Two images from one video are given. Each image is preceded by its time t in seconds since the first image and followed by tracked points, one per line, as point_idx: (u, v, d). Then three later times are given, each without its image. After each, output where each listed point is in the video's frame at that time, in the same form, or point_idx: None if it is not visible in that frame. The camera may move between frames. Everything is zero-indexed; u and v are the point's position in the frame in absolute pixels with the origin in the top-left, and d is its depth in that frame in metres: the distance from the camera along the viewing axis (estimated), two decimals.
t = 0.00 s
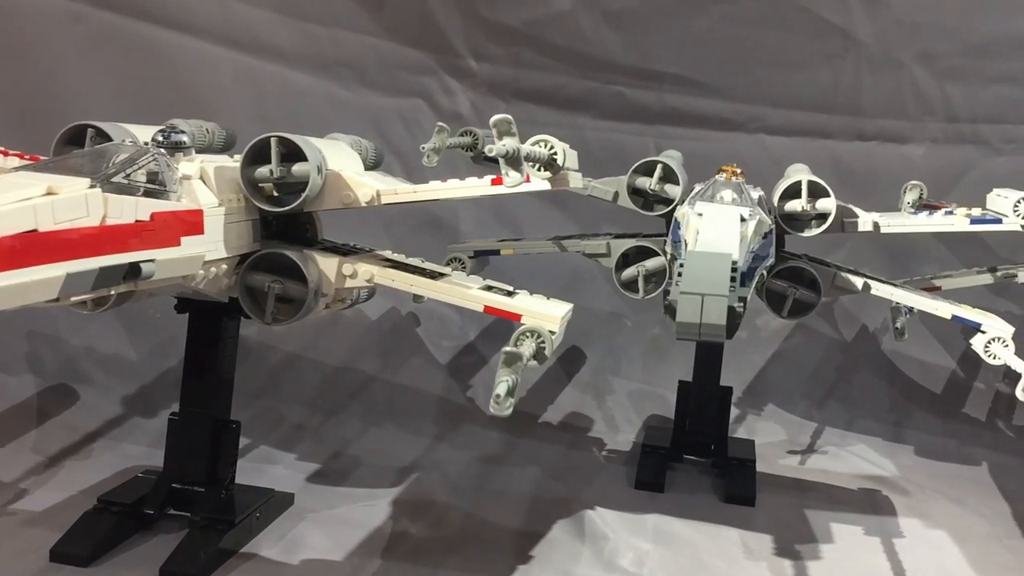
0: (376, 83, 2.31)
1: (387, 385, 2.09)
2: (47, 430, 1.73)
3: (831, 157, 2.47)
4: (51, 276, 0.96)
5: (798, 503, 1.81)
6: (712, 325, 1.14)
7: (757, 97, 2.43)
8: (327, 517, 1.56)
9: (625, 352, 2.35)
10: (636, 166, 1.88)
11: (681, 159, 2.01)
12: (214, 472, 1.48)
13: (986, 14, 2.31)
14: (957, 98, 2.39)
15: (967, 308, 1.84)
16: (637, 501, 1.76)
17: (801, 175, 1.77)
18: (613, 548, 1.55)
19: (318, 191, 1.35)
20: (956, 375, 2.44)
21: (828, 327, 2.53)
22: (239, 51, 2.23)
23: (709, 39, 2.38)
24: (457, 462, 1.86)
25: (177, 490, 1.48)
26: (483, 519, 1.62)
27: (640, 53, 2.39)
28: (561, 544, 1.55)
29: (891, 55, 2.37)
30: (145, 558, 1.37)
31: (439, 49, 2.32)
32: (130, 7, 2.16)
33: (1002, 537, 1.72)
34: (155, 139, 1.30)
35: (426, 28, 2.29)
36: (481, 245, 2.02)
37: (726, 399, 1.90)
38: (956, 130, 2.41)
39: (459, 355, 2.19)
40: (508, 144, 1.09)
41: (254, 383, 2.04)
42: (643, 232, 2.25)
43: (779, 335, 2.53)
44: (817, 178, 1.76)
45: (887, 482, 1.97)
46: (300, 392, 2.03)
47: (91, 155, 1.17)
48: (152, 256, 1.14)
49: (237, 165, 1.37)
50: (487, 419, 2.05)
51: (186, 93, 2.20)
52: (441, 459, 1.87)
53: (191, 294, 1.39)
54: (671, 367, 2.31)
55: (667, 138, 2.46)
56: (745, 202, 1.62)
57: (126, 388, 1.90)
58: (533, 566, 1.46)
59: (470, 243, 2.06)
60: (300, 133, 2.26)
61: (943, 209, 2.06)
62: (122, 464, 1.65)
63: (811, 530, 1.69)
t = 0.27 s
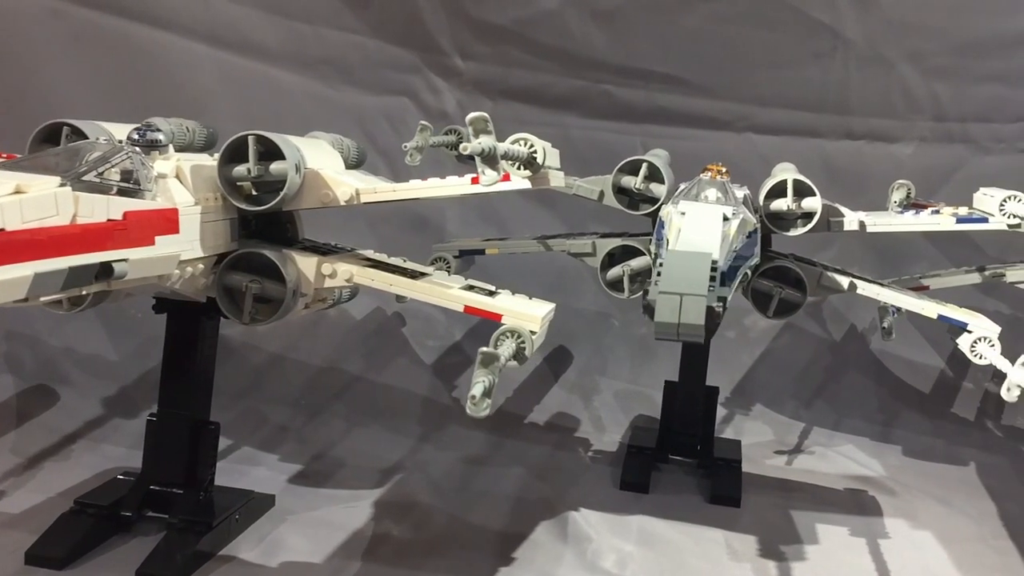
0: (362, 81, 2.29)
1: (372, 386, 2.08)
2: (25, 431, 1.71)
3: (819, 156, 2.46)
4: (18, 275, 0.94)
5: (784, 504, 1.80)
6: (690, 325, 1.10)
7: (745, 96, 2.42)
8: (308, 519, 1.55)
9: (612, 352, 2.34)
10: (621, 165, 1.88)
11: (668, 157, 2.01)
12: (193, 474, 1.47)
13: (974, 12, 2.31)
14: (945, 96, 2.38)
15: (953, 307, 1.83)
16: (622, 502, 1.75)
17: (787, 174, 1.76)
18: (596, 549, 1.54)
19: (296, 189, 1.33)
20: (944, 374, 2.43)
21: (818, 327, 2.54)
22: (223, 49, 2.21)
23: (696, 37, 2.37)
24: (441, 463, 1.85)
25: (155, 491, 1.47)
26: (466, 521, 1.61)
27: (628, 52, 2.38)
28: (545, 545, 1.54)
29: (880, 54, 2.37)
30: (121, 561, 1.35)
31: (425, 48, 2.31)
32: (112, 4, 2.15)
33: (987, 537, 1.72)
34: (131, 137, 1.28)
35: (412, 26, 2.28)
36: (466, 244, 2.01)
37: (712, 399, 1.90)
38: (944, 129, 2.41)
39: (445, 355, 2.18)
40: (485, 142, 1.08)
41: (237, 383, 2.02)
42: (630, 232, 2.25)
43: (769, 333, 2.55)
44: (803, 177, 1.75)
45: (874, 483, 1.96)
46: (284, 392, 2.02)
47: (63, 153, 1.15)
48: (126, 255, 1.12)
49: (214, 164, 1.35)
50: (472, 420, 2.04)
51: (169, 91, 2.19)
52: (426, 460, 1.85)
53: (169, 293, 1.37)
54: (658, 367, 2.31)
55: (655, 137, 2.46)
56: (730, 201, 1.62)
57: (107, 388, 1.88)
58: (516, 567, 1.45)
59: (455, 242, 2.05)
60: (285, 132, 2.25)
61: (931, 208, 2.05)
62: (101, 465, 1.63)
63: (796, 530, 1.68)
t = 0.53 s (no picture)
0: (350, 80, 2.28)
1: (359, 386, 2.07)
2: (7, 432, 1.70)
3: (810, 156, 2.46)
4: None
5: (772, 505, 1.79)
6: (670, 326, 1.08)
7: (735, 95, 2.42)
8: (290, 521, 1.54)
9: (602, 352, 2.33)
10: (608, 164, 1.87)
11: (657, 157, 2.00)
12: (173, 475, 1.45)
13: (966, 11, 2.30)
14: (937, 95, 2.38)
15: (942, 307, 1.83)
16: (609, 503, 1.74)
17: (774, 173, 1.75)
18: (581, 551, 1.53)
19: (276, 188, 1.32)
20: (936, 374, 2.42)
21: (808, 328, 2.53)
22: (210, 47, 2.20)
23: (687, 36, 2.36)
24: (427, 464, 1.84)
25: (135, 493, 1.46)
26: (451, 522, 1.60)
27: (617, 51, 2.37)
28: (529, 547, 1.53)
29: (871, 53, 2.36)
30: (100, 563, 1.34)
31: (414, 46, 2.30)
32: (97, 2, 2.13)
33: (975, 538, 1.71)
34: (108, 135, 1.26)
35: (401, 24, 2.27)
36: (454, 244, 2.00)
37: (700, 398, 1.89)
38: (936, 128, 2.40)
39: (433, 355, 2.17)
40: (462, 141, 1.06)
41: (223, 384, 2.01)
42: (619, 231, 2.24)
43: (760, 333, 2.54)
44: (790, 176, 1.74)
45: (863, 483, 1.95)
46: (270, 392, 2.01)
47: (38, 151, 1.14)
48: (101, 254, 1.11)
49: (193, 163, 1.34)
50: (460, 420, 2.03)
51: (156, 90, 2.18)
52: (412, 461, 1.84)
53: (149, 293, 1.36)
54: (647, 367, 2.30)
55: (645, 136, 2.45)
56: (716, 200, 1.61)
57: (91, 389, 1.87)
58: (499, 569, 1.44)
59: (443, 241, 2.04)
60: (272, 130, 2.23)
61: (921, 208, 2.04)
62: (83, 466, 1.62)
63: (783, 532, 1.67)
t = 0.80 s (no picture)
0: (342, 79, 2.27)
1: (349, 386, 2.06)
2: None
3: (805, 156, 2.44)
4: None
5: (763, 507, 1.78)
6: (653, 327, 1.06)
7: (729, 95, 2.41)
8: (276, 522, 1.53)
9: (594, 352, 2.32)
10: (599, 164, 1.86)
11: (650, 157, 1.99)
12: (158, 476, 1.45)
13: (962, 10, 2.28)
14: (932, 95, 2.36)
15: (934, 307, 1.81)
16: (599, 504, 1.73)
17: (765, 173, 1.74)
18: (568, 553, 1.52)
19: (260, 187, 1.31)
20: (931, 375, 2.41)
21: (803, 328, 2.51)
22: (201, 46, 2.19)
23: (680, 35, 2.35)
24: (416, 465, 1.83)
25: (119, 493, 1.45)
26: (438, 523, 1.59)
27: (611, 50, 2.36)
28: (516, 548, 1.52)
29: (866, 52, 2.35)
30: (82, 564, 1.33)
31: (406, 45, 2.29)
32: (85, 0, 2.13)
33: (967, 540, 1.70)
34: (90, 134, 1.26)
35: (393, 23, 2.26)
36: (444, 244, 1.99)
37: (691, 399, 1.88)
38: (931, 128, 2.39)
39: (424, 356, 2.16)
40: (442, 139, 1.05)
41: (212, 384, 2.00)
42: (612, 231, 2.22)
43: (753, 334, 2.52)
44: (781, 175, 1.73)
45: (856, 485, 1.94)
46: (259, 392, 2.00)
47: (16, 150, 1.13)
48: (80, 254, 1.10)
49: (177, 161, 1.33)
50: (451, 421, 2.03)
51: (147, 89, 2.17)
52: (401, 462, 1.83)
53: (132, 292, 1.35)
54: (640, 367, 2.29)
55: (638, 135, 2.44)
56: (705, 200, 1.60)
57: (78, 389, 1.86)
58: (485, 571, 1.44)
59: (434, 241, 2.03)
60: (262, 129, 2.23)
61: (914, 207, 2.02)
62: (68, 467, 1.61)
63: (773, 533, 1.66)
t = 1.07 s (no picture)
0: (334, 78, 2.27)
1: (341, 386, 2.05)
2: None
3: (800, 155, 2.43)
4: None
5: (755, 508, 1.77)
6: (635, 326, 1.05)
7: (724, 94, 2.40)
8: (262, 522, 1.52)
9: (588, 352, 2.31)
10: (590, 163, 1.85)
11: (643, 157, 1.98)
12: (143, 476, 1.44)
13: (959, 9, 2.27)
14: (929, 94, 2.35)
15: (928, 307, 1.80)
16: (589, 505, 1.72)
17: (757, 172, 1.73)
18: (556, 554, 1.51)
19: (244, 186, 1.31)
20: (927, 376, 2.40)
21: (798, 328, 2.50)
22: (193, 45, 2.19)
23: (675, 34, 2.34)
24: (406, 465, 1.82)
25: (105, 494, 1.44)
26: (426, 524, 1.58)
27: (605, 49, 2.35)
28: (504, 549, 1.51)
29: (862, 51, 2.34)
30: (65, 565, 1.33)
31: (399, 44, 2.28)
32: None
33: (960, 542, 1.69)
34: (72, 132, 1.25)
35: (386, 22, 2.25)
36: (435, 243, 1.98)
37: (684, 399, 1.87)
38: (928, 127, 2.38)
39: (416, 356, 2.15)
40: (422, 137, 1.04)
41: (202, 383, 1.99)
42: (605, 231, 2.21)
43: (748, 334, 2.51)
44: (773, 175, 1.72)
45: (849, 486, 1.92)
46: (249, 392, 1.99)
47: None
48: (59, 253, 1.09)
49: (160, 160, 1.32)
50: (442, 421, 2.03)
51: (139, 88, 2.17)
52: (391, 462, 1.82)
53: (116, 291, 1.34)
54: (633, 368, 2.28)
55: (633, 135, 2.43)
56: (696, 200, 1.59)
57: (67, 388, 1.86)
58: (472, 572, 1.43)
59: (425, 241, 2.02)
60: (254, 129, 2.22)
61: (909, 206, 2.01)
62: (54, 466, 1.61)
63: (763, 534, 1.65)
